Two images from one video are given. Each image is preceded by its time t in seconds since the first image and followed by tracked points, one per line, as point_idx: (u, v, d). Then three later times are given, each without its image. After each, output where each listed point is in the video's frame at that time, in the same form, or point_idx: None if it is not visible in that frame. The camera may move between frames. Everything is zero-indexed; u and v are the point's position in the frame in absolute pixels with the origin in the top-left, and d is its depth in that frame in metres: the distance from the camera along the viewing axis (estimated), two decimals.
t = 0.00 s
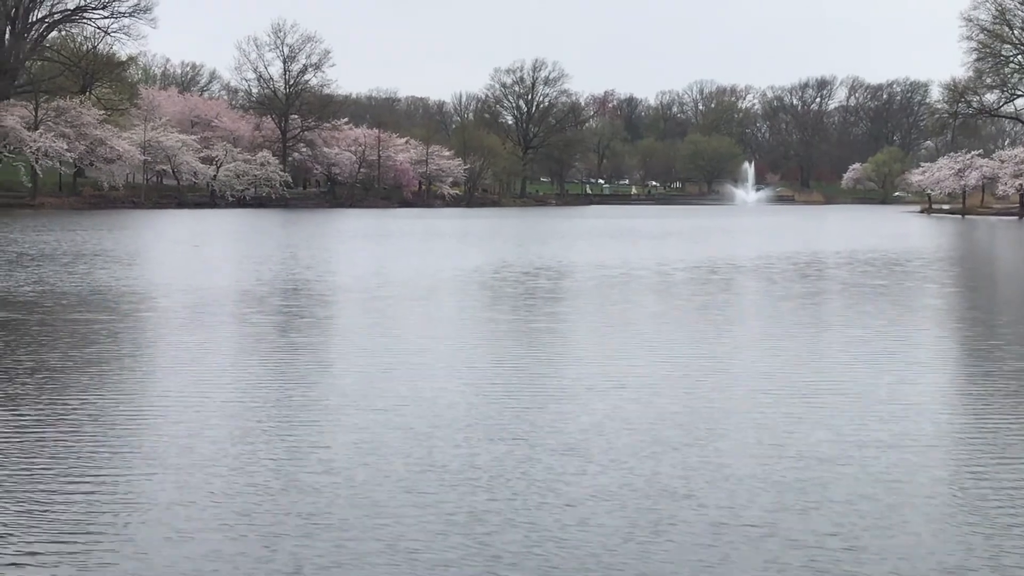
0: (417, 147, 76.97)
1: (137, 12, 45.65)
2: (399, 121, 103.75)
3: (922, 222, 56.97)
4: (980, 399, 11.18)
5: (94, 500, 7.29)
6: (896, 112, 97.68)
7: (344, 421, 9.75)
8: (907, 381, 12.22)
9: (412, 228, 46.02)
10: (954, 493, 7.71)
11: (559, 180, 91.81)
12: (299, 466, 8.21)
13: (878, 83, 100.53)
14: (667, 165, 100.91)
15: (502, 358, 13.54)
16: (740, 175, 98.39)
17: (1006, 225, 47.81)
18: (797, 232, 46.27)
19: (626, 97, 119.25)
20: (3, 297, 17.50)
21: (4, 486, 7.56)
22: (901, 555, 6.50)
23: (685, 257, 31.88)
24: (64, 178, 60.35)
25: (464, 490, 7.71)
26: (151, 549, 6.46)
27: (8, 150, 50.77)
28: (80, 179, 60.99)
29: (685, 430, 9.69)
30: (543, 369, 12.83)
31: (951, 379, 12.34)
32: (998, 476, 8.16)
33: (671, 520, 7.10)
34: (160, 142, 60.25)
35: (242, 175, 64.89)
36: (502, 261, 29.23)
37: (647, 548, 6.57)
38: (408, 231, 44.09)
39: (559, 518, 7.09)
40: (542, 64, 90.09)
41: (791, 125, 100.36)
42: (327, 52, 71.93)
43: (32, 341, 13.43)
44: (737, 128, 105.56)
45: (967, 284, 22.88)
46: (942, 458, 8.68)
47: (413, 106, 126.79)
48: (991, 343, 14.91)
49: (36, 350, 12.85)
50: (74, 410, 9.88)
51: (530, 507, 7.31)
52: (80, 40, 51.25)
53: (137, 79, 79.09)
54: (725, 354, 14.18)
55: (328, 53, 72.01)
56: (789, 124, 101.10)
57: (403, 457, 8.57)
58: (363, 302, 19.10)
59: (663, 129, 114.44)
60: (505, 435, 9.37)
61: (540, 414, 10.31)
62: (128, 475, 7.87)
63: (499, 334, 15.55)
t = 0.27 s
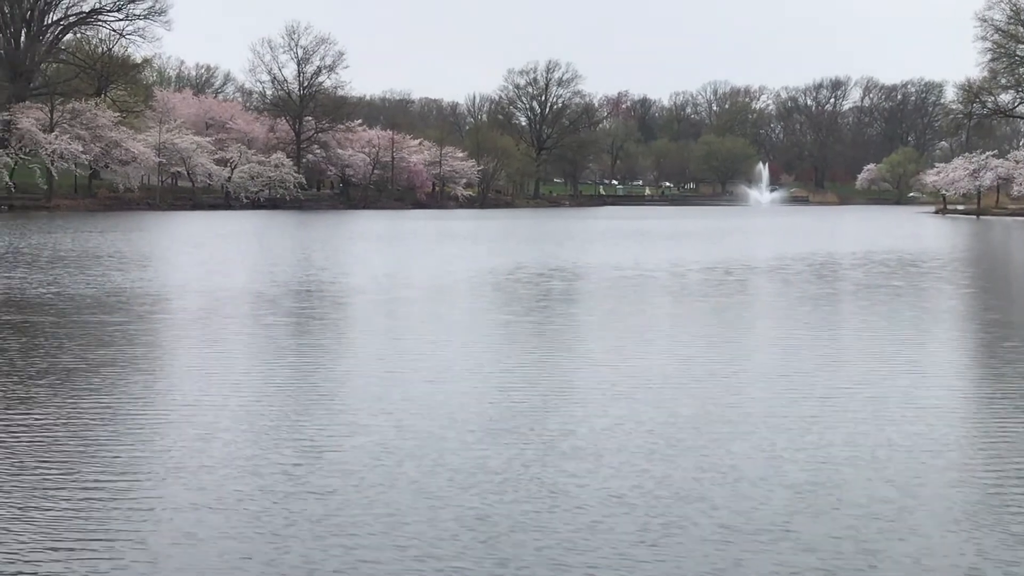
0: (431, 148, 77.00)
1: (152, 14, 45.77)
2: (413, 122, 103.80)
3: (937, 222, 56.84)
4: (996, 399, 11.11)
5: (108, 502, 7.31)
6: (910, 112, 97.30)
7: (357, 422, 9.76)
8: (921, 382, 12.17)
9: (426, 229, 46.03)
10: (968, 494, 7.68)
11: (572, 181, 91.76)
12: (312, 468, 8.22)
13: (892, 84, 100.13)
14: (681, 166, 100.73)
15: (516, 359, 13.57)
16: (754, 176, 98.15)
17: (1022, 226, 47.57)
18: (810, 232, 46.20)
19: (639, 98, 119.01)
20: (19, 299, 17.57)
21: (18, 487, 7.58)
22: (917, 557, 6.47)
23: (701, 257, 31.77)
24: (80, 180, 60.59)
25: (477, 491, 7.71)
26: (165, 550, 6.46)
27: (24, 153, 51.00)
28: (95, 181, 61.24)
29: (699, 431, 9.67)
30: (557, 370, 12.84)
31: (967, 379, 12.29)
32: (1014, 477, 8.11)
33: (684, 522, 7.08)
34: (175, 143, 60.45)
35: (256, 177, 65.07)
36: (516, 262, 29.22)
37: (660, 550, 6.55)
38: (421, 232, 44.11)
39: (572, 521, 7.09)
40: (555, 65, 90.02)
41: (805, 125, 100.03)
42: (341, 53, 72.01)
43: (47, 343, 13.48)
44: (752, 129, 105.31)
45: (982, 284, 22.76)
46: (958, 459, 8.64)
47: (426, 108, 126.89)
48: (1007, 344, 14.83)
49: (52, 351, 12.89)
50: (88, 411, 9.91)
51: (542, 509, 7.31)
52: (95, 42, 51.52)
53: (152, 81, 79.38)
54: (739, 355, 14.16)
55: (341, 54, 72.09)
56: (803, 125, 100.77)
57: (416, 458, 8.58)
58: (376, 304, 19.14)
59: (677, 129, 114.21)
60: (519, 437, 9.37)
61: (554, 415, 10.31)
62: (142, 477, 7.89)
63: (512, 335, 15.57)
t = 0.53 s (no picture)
0: (435, 147, 76.94)
1: (156, 14, 45.81)
2: (417, 121, 103.76)
3: (942, 220, 56.70)
4: (1002, 399, 11.06)
5: (103, 503, 7.26)
6: (915, 111, 97.05)
7: (357, 424, 9.71)
8: (927, 381, 12.12)
9: (429, 228, 46.02)
10: (975, 494, 7.63)
11: (577, 181, 91.69)
12: (310, 470, 8.16)
13: (897, 82, 99.94)
14: (686, 165, 100.65)
15: (520, 359, 13.50)
16: (759, 175, 98.04)
17: None
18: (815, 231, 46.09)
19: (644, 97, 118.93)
20: (20, 299, 17.54)
21: (12, 490, 7.53)
22: (923, 557, 6.42)
23: (706, 256, 31.63)
24: (84, 180, 60.65)
25: (476, 493, 7.65)
26: (158, 553, 6.41)
27: (29, 152, 51.05)
28: (99, 181, 61.29)
29: (701, 432, 9.61)
30: (559, 369, 12.79)
31: (973, 378, 12.23)
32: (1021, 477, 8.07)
33: (684, 524, 7.01)
34: (179, 143, 60.47)
35: (260, 176, 65.10)
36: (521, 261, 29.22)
37: (659, 552, 6.48)
38: (424, 232, 44.07)
39: (571, 523, 7.02)
40: (559, 64, 89.98)
41: (810, 124, 99.88)
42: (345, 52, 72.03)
43: (46, 343, 13.44)
44: (756, 128, 105.14)
45: (988, 283, 22.66)
46: (962, 459, 8.57)
47: (431, 107, 126.87)
48: (1012, 343, 14.76)
49: (50, 352, 12.85)
50: (85, 412, 9.86)
51: (541, 512, 7.25)
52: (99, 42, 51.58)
53: (156, 81, 79.40)
54: (743, 354, 14.10)
55: (346, 53, 72.09)
56: (808, 123, 100.59)
57: (415, 460, 8.53)
58: (379, 304, 19.08)
59: (681, 128, 114.09)
60: (520, 438, 9.32)
61: (555, 416, 10.25)
62: (138, 479, 7.85)
63: (516, 335, 15.51)
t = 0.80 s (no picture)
0: (430, 146, 76.84)
1: (150, 13, 45.74)
2: (413, 120, 103.70)
3: (937, 218, 56.70)
4: (998, 397, 11.03)
5: (97, 506, 7.22)
6: (910, 109, 97.09)
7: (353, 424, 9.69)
8: (924, 379, 12.08)
9: (425, 228, 46.00)
10: (970, 495, 7.61)
11: (573, 180, 91.66)
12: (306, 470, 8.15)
13: (892, 80, 100.02)
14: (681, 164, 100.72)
15: (519, 358, 13.53)
16: (755, 173, 98.09)
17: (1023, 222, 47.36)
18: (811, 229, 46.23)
19: (640, 95, 118.94)
20: (14, 300, 17.47)
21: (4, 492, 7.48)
22: (917, 558, 6.40)
23: (702, 255, 31.58)
24: (78, 179, 60.54)
25: (471, 494, 7.65)
26: (151, 557, 6.37)
27: (23, 152, 50.94)
28: (94, 180, 61.18)
29: (701, 430, 9.63)
30: (557, 369, 12.80)
31: (969, 377, 12.21)
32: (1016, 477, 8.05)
33: (680, 524, 7.03)
34: (174, 142, 60.38)
35: (256, 176, 65.04)
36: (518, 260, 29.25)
37: (654, 554, 6.47)
38: (420, 231, 44.02)
39: (567, 523, 7.02)
40: (555, 63, 89.97)
41: (805, 122, 99.89)
42: (340, 51, 71.94)
43: (41, 344, 13.39)
44: (752, 126, 105.16)
45: (984, 281, 22.63)
46: (956, 458, 8.60)
47: (426, 106, 126.81)
48: (1008, 342, 14.73)
49: (43, 353, 12.78)
50: (77, 413, 9.81)
51: (538, 512, 7.26)
52: (94, 41, 51.52)
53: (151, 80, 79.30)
54: (740, 352, 14.15)
55: (341, 52, 72.01)
56: (803, 121, 100.60)
57: (412, 460, 8.52)
58: (375, 303, 19.03)
59: (677, 127, 114.10)
60: (517, 438, 9.33)
61: (553, 415, 10.26)
62: (130, 481, 7.79)
63: (513, 335, 15.47)
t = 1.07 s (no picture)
0: (429, 147, 76.79)
1: (148, 14, 45.71)
2: (411, 120, 103.65)
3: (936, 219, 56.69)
4: (997, 398, 11.01)
5: (95, 510, 7.18)
6: (908, 109, 97.15)
7: (353, 427, 9.67)
8: (924, 380, 12.05)
9: (423, 229, 45.93)
10: (969, 498, 7.58)
11: (571, 180, 91.68)
12: (303, 473, 8.12)
13: (890, 81, 100.09)
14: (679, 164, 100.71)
15: (519, 359, 13.51)
16: (753, 173, 98.16)
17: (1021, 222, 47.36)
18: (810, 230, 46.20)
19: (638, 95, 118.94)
20: (12, 302, 17.41)
21: None
22: (915, 561, 6.38)
23: (701, 255, 31.56)
24: (76, 181, 60.44)
25: (470, 497, 7.62)
26: (148, 562, 6.33)
27: (21, 154, 50.83)
28: (92, 181, 61.10)
29: (701, 431, 9.61)
30: (557, 370, 12.79)
31: (969, 379, 12.17)
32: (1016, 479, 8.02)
33: (679, 527, 7.00)
34: (172, 144, 60.32)
35: (254, 177, 64.97)
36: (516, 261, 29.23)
37: (652, 557, 6.44)
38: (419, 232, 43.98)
39: (567, 527, 7.00)
40: (553, 63, 89.97)
41: (803, 122, 99.89)
42: (338, 52, 71.92)
43: (38, 346, 13.33)
44: (750, 126, 105.16)
45: (983, 282, 22.62)
46: (956, 459, 8.58)
47: (425, 107, 126.77)
48: (1008, 342, 14.70)
49: (41, 355, 12.72)
50: (74, 416, 9.76)
51: (537, 514, 7.23)
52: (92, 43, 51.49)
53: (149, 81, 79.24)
54: (740, 353, 14.13)
55: (339, 54, 71.98)
56: (801, 122, 100.58)
57: (410, 463, 8.49)
58: (374, 304, 18.99)
59: (675, 127, 114.11)
60: (516, 440, 9.31)
61: (552, 416, 10.24)
62: (127, 486, 7.74)
63: (513, 337, 15.43)
